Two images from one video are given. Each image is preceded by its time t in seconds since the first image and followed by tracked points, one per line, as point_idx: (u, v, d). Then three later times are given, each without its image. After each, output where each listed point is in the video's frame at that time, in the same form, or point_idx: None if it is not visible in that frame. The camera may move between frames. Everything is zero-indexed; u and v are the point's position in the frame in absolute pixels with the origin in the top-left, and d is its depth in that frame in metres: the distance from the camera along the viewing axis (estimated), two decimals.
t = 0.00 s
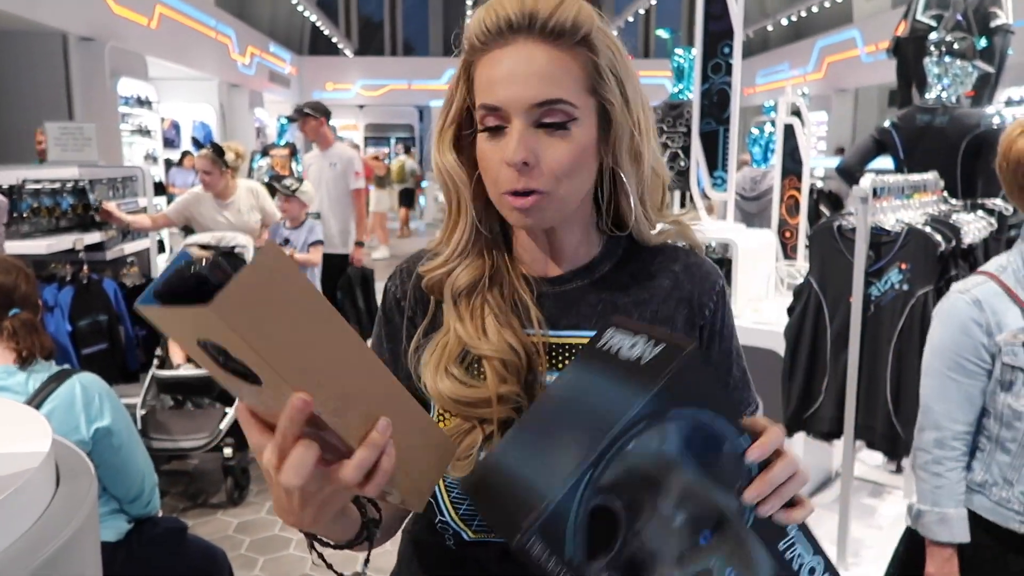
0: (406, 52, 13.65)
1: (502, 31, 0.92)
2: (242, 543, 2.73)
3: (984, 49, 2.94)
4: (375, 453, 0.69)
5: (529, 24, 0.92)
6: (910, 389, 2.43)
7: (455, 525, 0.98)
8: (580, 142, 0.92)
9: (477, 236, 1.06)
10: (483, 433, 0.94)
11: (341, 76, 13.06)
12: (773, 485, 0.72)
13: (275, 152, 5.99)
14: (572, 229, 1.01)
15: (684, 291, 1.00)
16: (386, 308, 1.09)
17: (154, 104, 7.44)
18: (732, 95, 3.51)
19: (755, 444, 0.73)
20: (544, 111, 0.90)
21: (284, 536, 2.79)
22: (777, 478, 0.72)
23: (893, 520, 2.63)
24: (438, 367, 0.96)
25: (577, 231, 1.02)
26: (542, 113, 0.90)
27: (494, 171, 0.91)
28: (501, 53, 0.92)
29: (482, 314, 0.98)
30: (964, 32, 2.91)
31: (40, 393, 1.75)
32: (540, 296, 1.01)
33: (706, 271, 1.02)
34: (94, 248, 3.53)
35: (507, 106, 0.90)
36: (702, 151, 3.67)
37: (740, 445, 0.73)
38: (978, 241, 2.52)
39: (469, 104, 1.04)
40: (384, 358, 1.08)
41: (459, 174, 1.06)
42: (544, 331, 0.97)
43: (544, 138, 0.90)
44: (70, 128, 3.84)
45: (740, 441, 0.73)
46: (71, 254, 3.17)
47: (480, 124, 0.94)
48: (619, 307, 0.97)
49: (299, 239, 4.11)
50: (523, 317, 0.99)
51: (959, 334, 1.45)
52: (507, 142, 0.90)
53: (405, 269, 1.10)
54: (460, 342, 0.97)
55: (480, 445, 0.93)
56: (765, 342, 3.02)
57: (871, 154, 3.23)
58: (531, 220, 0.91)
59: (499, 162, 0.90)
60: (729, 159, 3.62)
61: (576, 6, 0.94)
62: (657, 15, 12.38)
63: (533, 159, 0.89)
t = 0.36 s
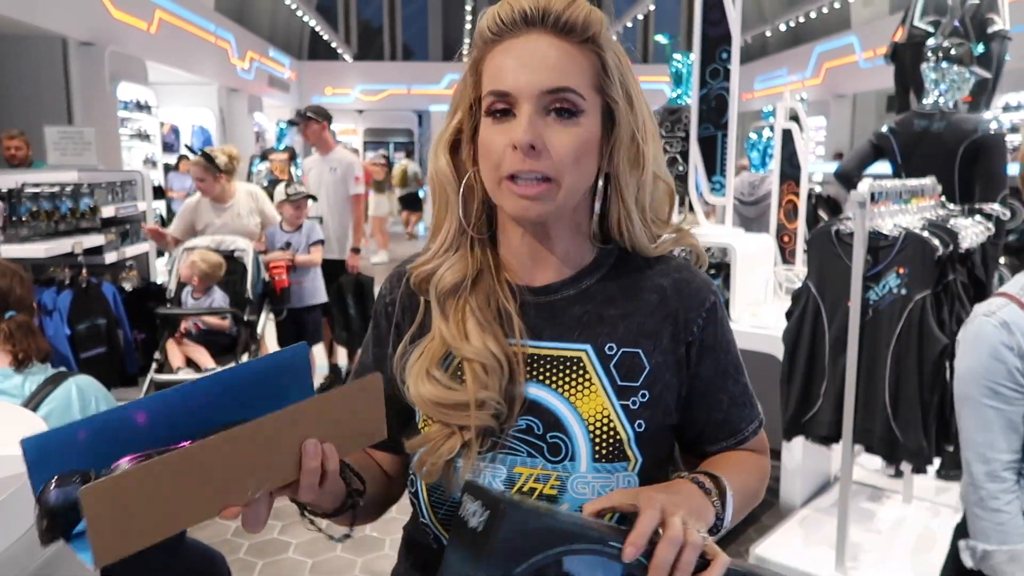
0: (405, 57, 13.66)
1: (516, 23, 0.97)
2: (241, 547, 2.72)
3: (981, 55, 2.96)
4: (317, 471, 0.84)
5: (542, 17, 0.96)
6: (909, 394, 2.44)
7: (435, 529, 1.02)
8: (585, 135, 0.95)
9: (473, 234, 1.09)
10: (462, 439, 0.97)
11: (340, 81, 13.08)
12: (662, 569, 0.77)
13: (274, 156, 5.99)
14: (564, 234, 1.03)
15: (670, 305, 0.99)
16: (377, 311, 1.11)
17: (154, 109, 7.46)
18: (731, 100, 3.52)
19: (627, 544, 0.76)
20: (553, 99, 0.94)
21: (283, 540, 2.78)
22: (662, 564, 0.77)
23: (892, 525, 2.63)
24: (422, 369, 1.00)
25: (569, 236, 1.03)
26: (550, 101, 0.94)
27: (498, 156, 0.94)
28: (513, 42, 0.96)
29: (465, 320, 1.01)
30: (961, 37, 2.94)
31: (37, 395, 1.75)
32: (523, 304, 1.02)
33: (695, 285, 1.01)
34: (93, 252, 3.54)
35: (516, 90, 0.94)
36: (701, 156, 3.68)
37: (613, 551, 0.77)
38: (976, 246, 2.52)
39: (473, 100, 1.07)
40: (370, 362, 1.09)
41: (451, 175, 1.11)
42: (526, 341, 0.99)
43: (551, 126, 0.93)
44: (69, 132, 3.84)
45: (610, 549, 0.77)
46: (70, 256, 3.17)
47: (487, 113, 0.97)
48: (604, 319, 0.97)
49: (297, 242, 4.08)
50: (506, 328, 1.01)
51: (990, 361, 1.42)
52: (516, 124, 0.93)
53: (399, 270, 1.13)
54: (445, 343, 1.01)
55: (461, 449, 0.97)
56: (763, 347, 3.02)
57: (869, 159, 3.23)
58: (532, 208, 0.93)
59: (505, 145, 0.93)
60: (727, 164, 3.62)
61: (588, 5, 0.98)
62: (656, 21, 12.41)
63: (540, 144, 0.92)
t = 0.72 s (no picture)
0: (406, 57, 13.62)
1: (512, 46, 0.99)
2: (241, 547, 2.72)
3: (981, 56, 2.96)
4: (251, 465, 0.81)
5: (537, 43, 0.99)
6: (909, 394, 2.45)
7: (404, 544, 1.07)
8: (575, 168, 1.00)
9: (432, 265, 1.10)
10: (424, 468, 1.01)
11: (341, 81, 13.08)
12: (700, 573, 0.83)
13: (274, 156, 5.99)
14: (529, 256, 1.08)
15: (628, 319, 1.06)
16: (333, 330, 1.14)
17: (154, 109, 7.45)
18: (731, 100, 3.52)
19: (685, 539, 0.83)
20: (550, 132, 0.97)
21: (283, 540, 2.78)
22: (704, 568, 0.83)
23: (891, 526, 2.62)
24: (381, 406, 1.02)
25: (533, 258, 1.08)
26: (547, 134, 0.97)
27: (491, 188, 0.96)
28: (509, 69, 0.98)
29: (425, 352, 1.05)
30: (962, 38, 2.94)
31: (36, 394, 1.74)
32: (482, 323, 1.06)
33: (650, 302, 1.08)
34: (93, 251, 3.54)
35: (517, 122, 0.96)
36: (701, 157, 3.67)
37: (670, 540, 0.82)
38: (976, 246, 2.53)
39: (441, 117, 1.06)
40: (325, 379, 1.12)
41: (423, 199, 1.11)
42: (485, 359, 1.04)
43: (550, 158, 0.97)
44: (69, 132, 3.84)
45: (671, 537, 0.82)
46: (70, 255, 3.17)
47: (477, 137, 0.99)
48: (563, 336, 1.03)
49: (300, 241, 4.08)
50: (462, 348, 1.05)
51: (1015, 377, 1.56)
52: (519, 159, 0.95)
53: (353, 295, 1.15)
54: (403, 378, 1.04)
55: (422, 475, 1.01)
56: (763, 347, 3.03)
57: (870, 159, 3.23)
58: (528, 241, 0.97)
59: (502, 177, 0.95)
60: (727, 165, 3.62)
61: (576, 35, 1.02)
62: (657, 22, 12.40)
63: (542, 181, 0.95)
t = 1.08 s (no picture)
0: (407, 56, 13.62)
1: (534, 42, 0.91)
2: (241, 546, 2.72)
3: (983, 56, 2.96)
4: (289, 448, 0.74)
5: (565, 36, 0.91)
6: (909, 394, 2.44)
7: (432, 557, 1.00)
8: (610, 174, 0.92)
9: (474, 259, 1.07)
10: (451, 472, 0.97)
11: (342, 81, 13.09)
12: None
13: (275, 155, 5.99)
14: (572, 258, 1.00)
15: (680, 326, 0.94)
16: (373, 322, 1.11)
17: (156, 108, 7.46)
18: (732, 100, 3.52)
19: None
20: (578, 136, 0.90)
21: (283, 540, 2.78)
22: None
23: (892, 526, 2.62)
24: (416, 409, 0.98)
25: (578, 260, 1.00)
26: (575, 138, 0.90)
27: (517, 198, 0.91)
28: (532, 68, 0.90)
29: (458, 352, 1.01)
30: (964, 38, 2.94)
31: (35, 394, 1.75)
32: (520, 323, 1.01)
33: (704, 309, 0.95)
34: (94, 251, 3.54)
35: (542, 130, 0.89)
36: (703, 157, 3.67)
37: None
38: (977, 246, 2.53)
39: (471, 116, 1.02)
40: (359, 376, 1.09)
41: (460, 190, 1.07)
42: (522, 360, 0.98)
43: (577, 167, 0.90)
44: (70, 132, 3.84)
45: None
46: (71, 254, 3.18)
47: (500, 144, 0.93)
48: (607, 340, 0.94)
49: (301, 241, 4.08)
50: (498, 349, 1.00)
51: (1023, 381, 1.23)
52: (541, 170, 0.89)
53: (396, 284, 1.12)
54: (436, 380, 0.99)
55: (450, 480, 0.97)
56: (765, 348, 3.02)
57: (871, 159, 3.23)
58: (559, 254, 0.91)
59: (527, 189, 0.90)
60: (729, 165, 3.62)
61: (612, 21, 0.93)
62: (658, 21, 12.40)
63: (568, 192, 0.89)
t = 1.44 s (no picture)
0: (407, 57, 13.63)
1: (561, 22, 0.85)
2: (241, 545, 2.72)
3: (982, 56, 2.96)
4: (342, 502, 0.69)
5: (590, 14, 0.83)
6: (909, 394, 2.43)
7: None
8: (633, 167, 0.83)
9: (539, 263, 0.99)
10: (497, 478, 0.90)
11: (341, 81, 13.12)
12: None
13: (275, 155, 6.00)
14: (629, 267, 0.92)
15: (752, 353, 0.87)
16: (426, 314, 1.04)
17: (155, 108, 7.47)
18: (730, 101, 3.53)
19: None
20: (592, 125, 0.82)
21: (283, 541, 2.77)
22: None
23: (892, 524, 2.63)
24: (471, 399, 0.92)
25: (635, 268, 0.93)
26: (589, 127, 0.82)
27: (532, 188, 0.86)
28: (551, 47, 0.84)
29: (529, 347, 0.94)
30: (963, 38, 2.97)
31: (34, 394, 1.76)
32: (583, 332, 0.93)
33: (783, 337, 0.88)
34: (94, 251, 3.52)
35: (551, 115, 0.83)
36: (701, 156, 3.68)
37: None
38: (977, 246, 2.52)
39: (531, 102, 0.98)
40: (410, 374, 1.02)
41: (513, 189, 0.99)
42: (582, 376, 0.91)
43: (590, 157, 0.82)
44: (70, 132, 3.84)
45: None
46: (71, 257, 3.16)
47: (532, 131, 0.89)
48: (670, 363, 0.88)
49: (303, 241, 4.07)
50: (563, 355, 0.93)
51: (993, 385, 1.18)
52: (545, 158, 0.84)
53: (453, 281, 1.04)
54: (501, 369, 0.93)
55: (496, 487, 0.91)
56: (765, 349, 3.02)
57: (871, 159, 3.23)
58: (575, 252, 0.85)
59: (538, 179, 0.85)
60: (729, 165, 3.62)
61: None
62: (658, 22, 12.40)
63: (571, 181, 0.82)
